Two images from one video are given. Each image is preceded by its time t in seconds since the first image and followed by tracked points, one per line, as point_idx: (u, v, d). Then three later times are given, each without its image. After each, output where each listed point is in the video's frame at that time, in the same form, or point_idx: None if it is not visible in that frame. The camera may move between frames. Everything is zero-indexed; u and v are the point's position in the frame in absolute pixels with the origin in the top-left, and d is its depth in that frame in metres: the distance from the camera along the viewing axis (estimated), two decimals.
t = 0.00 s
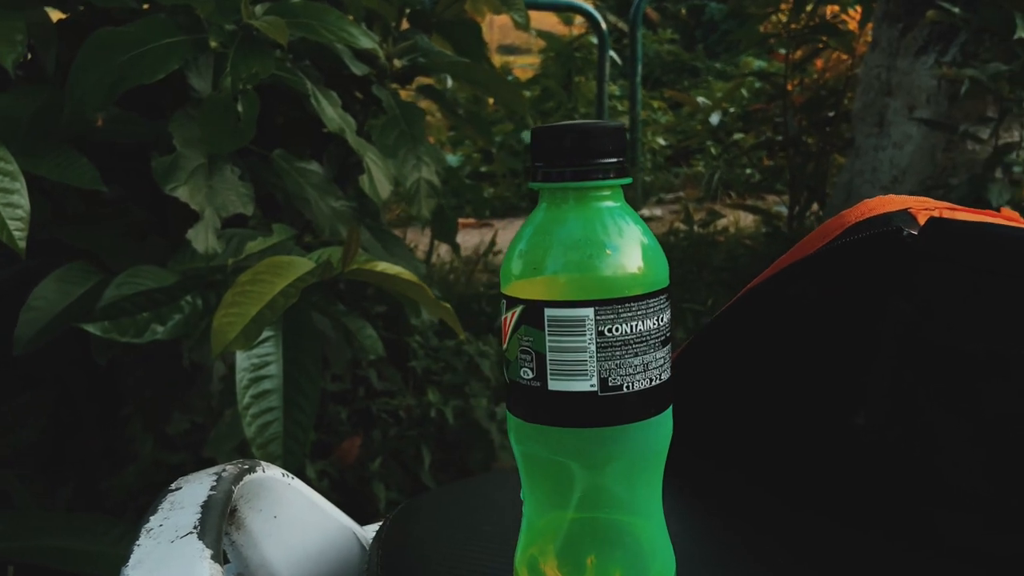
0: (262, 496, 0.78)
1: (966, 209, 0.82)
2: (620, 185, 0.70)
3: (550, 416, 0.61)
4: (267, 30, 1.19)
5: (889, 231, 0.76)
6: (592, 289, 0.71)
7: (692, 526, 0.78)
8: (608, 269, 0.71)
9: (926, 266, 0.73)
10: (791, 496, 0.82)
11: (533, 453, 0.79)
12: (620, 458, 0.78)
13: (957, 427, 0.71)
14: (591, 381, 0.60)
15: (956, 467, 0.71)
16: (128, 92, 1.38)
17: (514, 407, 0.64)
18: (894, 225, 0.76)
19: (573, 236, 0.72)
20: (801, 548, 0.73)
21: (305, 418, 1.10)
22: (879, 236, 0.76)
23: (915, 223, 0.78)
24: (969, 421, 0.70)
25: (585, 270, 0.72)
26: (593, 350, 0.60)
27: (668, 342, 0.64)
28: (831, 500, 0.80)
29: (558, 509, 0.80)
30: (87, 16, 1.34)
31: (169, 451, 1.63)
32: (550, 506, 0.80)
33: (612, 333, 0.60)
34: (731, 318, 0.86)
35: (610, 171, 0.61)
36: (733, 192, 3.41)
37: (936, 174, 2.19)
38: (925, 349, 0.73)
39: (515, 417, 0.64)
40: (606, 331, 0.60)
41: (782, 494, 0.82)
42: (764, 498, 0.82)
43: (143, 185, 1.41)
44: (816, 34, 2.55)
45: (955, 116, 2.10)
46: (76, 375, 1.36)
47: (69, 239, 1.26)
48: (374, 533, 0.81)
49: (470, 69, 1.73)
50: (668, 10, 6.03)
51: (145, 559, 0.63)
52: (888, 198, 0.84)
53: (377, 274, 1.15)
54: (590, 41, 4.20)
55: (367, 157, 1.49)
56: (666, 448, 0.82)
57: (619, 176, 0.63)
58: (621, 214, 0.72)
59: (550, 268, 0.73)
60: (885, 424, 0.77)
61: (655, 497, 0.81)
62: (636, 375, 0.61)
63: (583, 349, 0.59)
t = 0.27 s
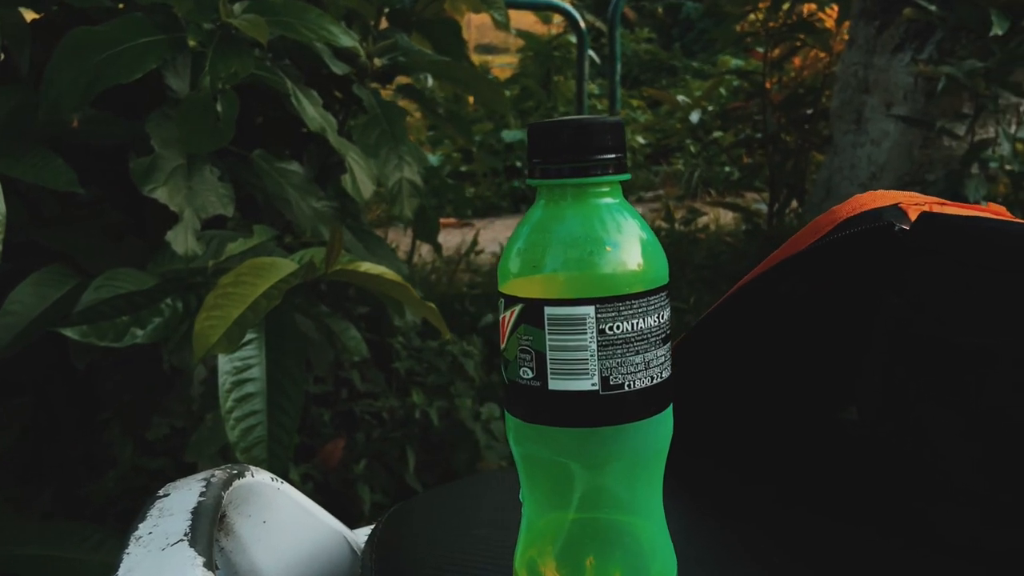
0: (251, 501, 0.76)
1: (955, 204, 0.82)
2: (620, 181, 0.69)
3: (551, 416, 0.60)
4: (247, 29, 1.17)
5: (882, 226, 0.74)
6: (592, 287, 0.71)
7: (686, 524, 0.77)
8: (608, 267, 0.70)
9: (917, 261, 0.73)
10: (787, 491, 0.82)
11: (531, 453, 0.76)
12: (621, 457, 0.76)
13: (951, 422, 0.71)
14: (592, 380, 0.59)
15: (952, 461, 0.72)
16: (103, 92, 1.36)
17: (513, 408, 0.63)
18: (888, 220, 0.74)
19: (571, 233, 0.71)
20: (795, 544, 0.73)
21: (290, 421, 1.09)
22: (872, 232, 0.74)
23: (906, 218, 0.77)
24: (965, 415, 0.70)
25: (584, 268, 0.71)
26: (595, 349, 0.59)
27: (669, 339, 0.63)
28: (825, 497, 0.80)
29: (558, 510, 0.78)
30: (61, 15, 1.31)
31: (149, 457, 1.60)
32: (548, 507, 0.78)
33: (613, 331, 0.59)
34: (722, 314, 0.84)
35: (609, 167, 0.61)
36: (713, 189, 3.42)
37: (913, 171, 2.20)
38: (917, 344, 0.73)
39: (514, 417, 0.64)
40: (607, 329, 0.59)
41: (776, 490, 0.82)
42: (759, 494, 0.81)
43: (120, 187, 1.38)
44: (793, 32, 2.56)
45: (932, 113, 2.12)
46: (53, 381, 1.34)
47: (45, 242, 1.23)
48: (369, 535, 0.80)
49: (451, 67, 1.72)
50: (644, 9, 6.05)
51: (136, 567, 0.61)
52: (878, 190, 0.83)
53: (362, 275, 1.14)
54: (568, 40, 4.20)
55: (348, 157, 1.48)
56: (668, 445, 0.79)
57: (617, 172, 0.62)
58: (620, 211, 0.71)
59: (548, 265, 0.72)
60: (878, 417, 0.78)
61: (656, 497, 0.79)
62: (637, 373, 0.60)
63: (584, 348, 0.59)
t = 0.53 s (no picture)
0: (234, 504, 0.74)
1: (940, 197, 0.82)
2: (611, 174, 0.69)
3: (544, 413, 0.59)
4: (223, 27, 1.15)
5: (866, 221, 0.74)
6: (583, 281, 0.70)
7: (676, 519, 0.77)
8: (599, 261, 0.70)
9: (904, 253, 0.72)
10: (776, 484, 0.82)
11: (528, 449, 0.77)
12: (616, 453, 0.76)
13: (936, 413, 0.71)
14: (586, 375, 0.58)
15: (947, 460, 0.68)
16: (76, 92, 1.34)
17: (505, 405, 0.63)
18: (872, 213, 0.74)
19: (563, 228, 0.70)
20: (782, 536, 0.73)
21: (271, 422, 1.07)
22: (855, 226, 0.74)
23: (892, 211, 0.77)
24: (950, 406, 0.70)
25: (575, 261, 0.70)
26: (588, 344, 0.58)
27: (663, 334, 0.63)
28: (814, 490, 0.81)
29: (552, 505, 0.78)
30: (32, 13, 1.29)
31: (127, 462, 1.58)
32: (541, 503, 0.79)
33: (606, 326, 0.59)
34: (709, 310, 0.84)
35: (599, 160, 0.61)
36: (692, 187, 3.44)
37: (889, 167, 2.22)
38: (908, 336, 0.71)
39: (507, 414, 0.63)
40: (600, 324, 0.59)
41: (766, 485, 0.82)
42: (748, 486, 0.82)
43: (94, 187, 1.36)
44: (770, 29, 2.58)
45: (907, 109, 2.14)
46: (27, 386, 1.31)
47: (18, 244, 1.21)
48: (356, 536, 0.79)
49: (431, 66, 1.71)
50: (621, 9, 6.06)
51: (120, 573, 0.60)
52: (864, 185, 0.83)
53: (342, 274, 1.12)
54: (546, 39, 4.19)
55: (328, 156, 1.47)
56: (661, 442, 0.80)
57: (608, 164, 0.62)
58: (613, 205, 0.71)
59: (539, 261, 0.71)
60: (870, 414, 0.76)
61: (650, 492, 0.79)
62: (631, 368, 0.60)
63: (577, 343, 0.58)
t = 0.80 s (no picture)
0: (221, 510, 0.74)
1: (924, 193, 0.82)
2: (601, 172, 0.69)
3: (536, 414, 0.59)
4: (201, 27, 1.14)
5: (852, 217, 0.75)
6: (575, 280, 0.70)
7: (664, 517, 0.77)
8: (592, 259, 0.69)
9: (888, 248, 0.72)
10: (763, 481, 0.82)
11: (521, 450, 0.78)
12: (610, 454, 0.76)
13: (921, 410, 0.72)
14: (580, 375, 0.58)
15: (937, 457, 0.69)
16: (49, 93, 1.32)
17: (495, 406, 0.63)
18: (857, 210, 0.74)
19: (554, 227, 0.70)
20: (771, 534, 0.73)
21: (254, 426, 1.06)
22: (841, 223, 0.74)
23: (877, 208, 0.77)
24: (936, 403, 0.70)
25: (567, 261, 0.70)
26: (581, 344, 0.58)
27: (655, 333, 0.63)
28: (801, 487, 0.81)
29: (545, 508, 0.79)
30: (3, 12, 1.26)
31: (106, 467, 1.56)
32: (535, 505, 0.79)
33: (600, 326, 0.58)
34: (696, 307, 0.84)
35: (591, 159, 0.60)
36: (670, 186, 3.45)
37: (865, 164, 2.25)
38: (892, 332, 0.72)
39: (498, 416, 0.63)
40: (594, 324, 0.58)
41: (755, 483, 0.82)
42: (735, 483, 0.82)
43: (69, 190, 1.34)
44: (748, 28, 2.59)
45: (883, 107, 2.16)
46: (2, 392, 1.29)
47: None
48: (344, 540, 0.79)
49: (409, 65, 1.70)
50: (598, 8, 6.07)
51: None
52: (848, 182, 0.84)
53: (324, 276, 1.11)
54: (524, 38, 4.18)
55: (307, 157, 1.45)
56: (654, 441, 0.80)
57: (600, 164, 0.62)
58: (603, 203, 0.71)
59: (531, 260, 0.71)
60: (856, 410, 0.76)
61: (644, 490, 0.80)
62: (625, 368, 0.60)
63: (571, 344, 0.58)
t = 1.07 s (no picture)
0: (202, 519, 0.72)
1: (905, 189, 0.83)
2: (589, 171, 0.67)
3: (528, 418, 0.58)
4: (173, 27, 1.12)
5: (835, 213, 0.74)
6: (565, 282, 0.67)
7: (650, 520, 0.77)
8: (581, 260, 0.67)
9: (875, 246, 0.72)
10: (752, 482, 0.83)
11: (509, 455, 0.76)
12: (601, 457, 0.75)
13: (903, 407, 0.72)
14: (572, 378, 0.58)
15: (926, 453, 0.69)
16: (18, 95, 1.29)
17: (485, 409, 0.62)
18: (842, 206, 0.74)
19: (541, 227, 0.68)
20: (758, 534, 0.73)
21: (231, 432, 1.04)
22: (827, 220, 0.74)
23: (860, 204, 0.77)
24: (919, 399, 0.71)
25: (555, 262, 0.67)
26: (573, 346, 0.58)
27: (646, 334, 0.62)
28: (790, 487, 0.81)
29: (534, 513, 0.77)
30: None
31: (80, 476, 1.53)
32: (522, 510, 0.77)
33: (592, 327, 0.58)
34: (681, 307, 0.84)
35: (580, 158, 0.59)
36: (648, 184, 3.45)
37: (840, 162, 2.25)
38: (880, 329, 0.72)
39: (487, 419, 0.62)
40: (586, 325, 0.58)
41: (740, 483, 0.82)
42: (724, 484, 0.82)
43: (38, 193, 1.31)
44: (723, 27, 2.60)
45: (858, 105, 2.17)
46: None
47: None
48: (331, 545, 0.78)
49: (386, 65, 1.69)
50: (573, 7, 6.07)
51: None
52: (831, 178, 0.83)
53: (303, 279, 1.10)
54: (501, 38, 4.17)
55: (283, 157, 1.44)
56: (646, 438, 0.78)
57: (589, 163, 0.61)
58: (593, 203, 0.69)
59: (518, 263, 0.69)
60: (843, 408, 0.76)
61: (637, 494, 0.78)
62: (617, 369, 0.59)
63: (562, 346, 0.57)
